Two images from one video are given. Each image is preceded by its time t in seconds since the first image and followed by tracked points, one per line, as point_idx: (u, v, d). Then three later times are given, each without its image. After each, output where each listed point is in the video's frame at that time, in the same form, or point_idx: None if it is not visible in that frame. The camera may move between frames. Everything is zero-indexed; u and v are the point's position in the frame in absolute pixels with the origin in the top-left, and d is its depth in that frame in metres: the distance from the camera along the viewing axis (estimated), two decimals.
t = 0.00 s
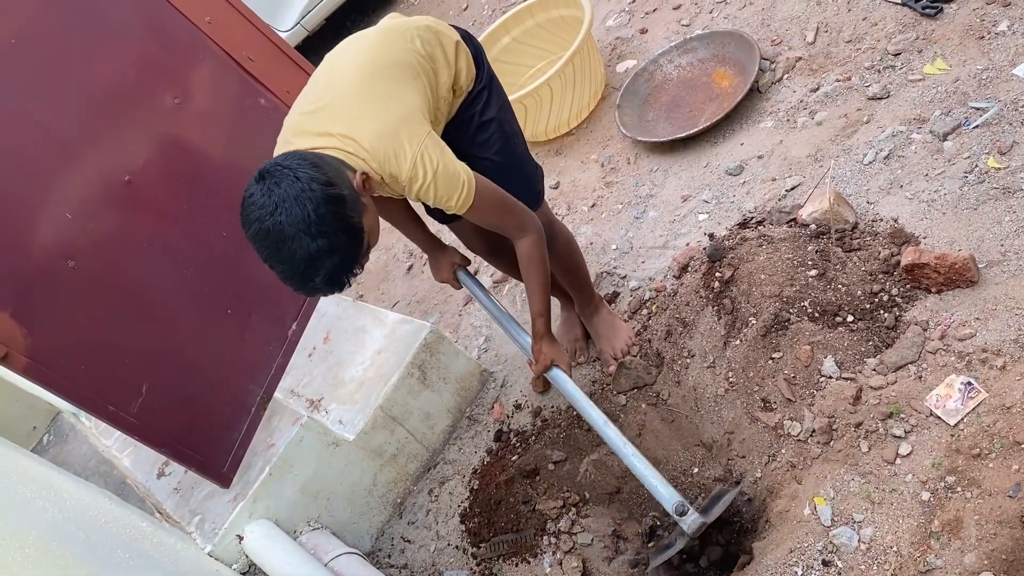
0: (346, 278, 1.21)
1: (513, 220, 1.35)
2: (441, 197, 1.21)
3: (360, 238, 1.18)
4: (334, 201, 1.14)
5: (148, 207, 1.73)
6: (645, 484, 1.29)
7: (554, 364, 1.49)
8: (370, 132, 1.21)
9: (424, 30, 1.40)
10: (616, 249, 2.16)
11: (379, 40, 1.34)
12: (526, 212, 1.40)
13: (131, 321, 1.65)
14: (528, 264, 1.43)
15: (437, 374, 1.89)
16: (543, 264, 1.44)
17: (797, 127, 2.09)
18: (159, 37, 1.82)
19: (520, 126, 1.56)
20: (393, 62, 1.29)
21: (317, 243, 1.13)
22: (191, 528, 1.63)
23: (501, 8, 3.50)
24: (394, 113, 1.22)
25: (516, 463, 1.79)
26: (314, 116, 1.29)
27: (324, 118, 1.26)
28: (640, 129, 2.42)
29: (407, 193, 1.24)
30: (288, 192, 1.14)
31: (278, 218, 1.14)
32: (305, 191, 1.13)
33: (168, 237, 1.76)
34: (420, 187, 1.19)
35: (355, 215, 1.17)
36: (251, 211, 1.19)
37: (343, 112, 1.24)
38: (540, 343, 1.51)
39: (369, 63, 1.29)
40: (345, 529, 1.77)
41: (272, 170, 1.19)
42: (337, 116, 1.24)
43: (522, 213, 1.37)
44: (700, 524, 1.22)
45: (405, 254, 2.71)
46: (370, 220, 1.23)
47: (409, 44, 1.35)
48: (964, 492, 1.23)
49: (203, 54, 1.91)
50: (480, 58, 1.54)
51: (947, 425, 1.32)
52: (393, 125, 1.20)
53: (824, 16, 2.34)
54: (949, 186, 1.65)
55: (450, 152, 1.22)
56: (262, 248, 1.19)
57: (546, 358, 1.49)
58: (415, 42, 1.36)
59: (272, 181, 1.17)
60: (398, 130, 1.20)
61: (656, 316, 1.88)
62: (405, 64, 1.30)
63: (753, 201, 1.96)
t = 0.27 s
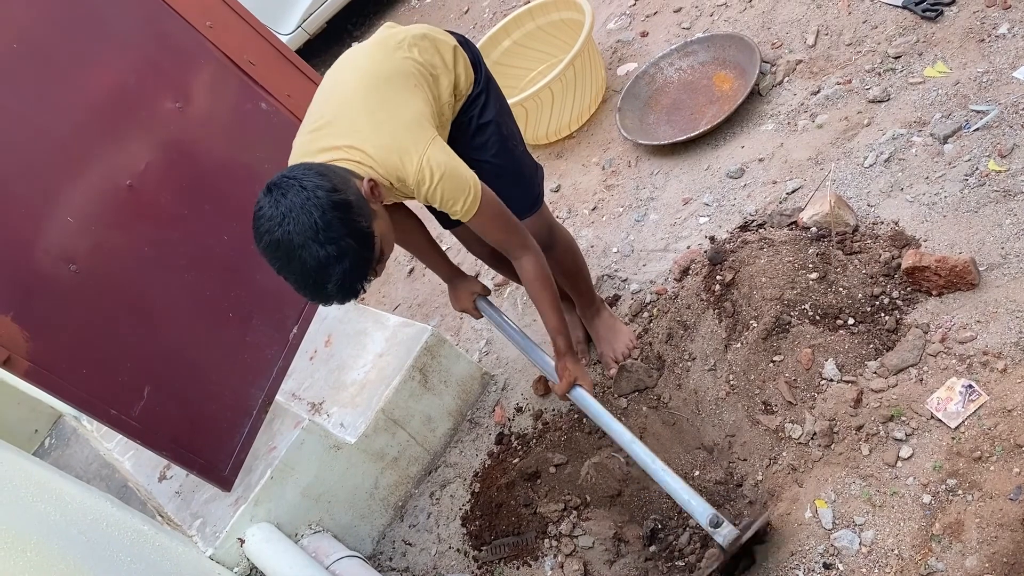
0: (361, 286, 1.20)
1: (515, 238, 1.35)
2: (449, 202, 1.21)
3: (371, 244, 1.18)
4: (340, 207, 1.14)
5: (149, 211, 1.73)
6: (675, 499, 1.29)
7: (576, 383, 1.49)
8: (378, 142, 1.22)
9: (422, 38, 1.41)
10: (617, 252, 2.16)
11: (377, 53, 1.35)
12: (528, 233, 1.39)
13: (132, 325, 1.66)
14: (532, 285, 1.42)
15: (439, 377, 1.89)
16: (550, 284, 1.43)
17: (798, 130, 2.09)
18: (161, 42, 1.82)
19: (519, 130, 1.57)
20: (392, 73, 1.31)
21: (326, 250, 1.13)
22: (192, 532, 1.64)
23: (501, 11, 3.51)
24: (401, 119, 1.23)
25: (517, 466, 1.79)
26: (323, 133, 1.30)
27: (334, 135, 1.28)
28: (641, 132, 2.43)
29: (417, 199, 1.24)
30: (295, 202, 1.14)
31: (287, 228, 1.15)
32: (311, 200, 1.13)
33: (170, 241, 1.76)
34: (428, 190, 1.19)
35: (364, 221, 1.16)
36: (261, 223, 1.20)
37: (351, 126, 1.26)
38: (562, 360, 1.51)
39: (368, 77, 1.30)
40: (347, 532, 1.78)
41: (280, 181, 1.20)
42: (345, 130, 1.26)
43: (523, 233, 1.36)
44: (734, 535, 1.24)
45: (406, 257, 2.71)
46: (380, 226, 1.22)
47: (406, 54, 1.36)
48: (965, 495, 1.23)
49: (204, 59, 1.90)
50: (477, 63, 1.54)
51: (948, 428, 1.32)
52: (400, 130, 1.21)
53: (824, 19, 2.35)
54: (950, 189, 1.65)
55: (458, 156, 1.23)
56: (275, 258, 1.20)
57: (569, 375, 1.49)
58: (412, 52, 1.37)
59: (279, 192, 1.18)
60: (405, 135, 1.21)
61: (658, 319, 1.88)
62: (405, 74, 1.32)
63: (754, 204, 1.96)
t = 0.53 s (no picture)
0: (353, 276, 1.15)
1: (510, 259, 1.35)
2: (454, 212, 1.23)
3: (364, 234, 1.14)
4: (329, 193, 1.14)
5: (152, 212, 1.74)
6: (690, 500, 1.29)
7: (586, 390, 1.50)
8: (387, 152, 1.24)
9: (422, 47, 1.43)
10: (619, 253, 2.16)
11: (380, 66, 1.37)
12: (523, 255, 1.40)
13: (134, 325, 1.66)
14: (529, 305, 1.42)
15: (441, 378, 1.89)
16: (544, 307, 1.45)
17: (800, 130, 2.09)
18: (163, 43, 1.83)
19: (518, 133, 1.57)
20: (397, 86, 1.32)
21: (313, 235, 1.12)
22: (194, 532, 1.64)
23: (503, 11, 3.51)
24: (409, 132, 1.25)
25: (519, 467, 1.80)
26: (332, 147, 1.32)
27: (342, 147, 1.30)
28: (643, 133, 2.43)
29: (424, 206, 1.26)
30: (287, 189, 1.17)
31: (278, 216, 1.16)
32: (302, 185, 1.16)
33: (172, 241, 1.77)
34: (435, 200, 1.21)
35: (357, 209, 1.15)
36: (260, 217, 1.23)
37: (360, 138, 1.28)
38: (567, 373, 1.53)
39: (375, 90, 1.33)
40: (349, 532, 1.78)
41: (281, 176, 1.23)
42: (354, 143, 1.28)
43: (517, 253, 1.37)
44: (749, 530, 1.24)
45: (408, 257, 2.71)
46: (381, 224, 1.20)
47: (410, 67, 1.37)
48: (967, 495, 1.23)
49: (207, 60, 1.91)
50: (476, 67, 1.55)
51: (950, 428, 1.32)
52: (407, 140, 1.24)
53: (825, 20, 2.35)
54: (951, 189, 1.65)
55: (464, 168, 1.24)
56: (271, 250, 1.20)
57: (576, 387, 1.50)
58: (415, 64, 1.39)
59: (277, 185, 1.21)
60: (413, 147, 1.23)
61: (659, 319, 1.88)
62: (410, 86, 1.33)
63: (756, 204, 1.96)
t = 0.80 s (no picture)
0: (319, 213, 1.14)
1: (511, 265, 1.36)
2: (452, 214, 1.23)
3: (335, 176, 1.17)
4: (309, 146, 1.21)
5: (154, 212, 1.74)
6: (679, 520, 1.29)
7: (581, 397, 1.52)
8: (392, 161, 1.27)
9: (436, 59, 1.48)
10: (621, 252, 2.16)
11: (393, 83, 1.41)
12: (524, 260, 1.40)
13: (137, 325, 1.66)
14: (528, 310, 1.42)
15: (443, 377, 1.89)
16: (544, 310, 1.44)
17: (802, 130, 2.09)
18: (165, 44, 1.83)
19: (518, 139, 1.58)
20: (408, 101, 1.35)
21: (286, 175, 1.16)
22: (197, 531, 1.65)
23: (504, 11, 3.51)
24: (415, 140, 1.28)
25: (521, 466, 1.80)
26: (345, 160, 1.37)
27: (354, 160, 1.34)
28: (644, 132, 2.43)
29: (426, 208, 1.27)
30: (268, 147, 1.26)
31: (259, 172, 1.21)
32: (281, 139, 1.25)
33: (174, 242, 1.77)
34: (434, 201, 1.22)
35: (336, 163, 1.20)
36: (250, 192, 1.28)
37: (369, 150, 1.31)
38: (561, 380, 1.54)
39: (388, 100, 1.37)
40: (352, 532, 1.78)
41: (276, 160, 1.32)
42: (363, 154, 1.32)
43: (519, 260, 1.37)
44: (729, 555, 1.23)
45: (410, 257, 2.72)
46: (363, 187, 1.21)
47: (421, 83, 1.41)
48: (970, 494, 1.23)
49: (209, 59, 1.91)
50: (482, 75, 1.57)
51: (952, 428, 1.32)
52: (412, 145, 1.27)
53: (827, 19, 2.34)
54: (954, 188, 1.65)
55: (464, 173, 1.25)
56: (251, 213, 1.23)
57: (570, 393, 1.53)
58: (427, 80, 1.42)
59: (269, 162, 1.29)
60: (417, 153, 1.25)
61: (662, 319, 1.88)
62: (420, 101, 1.36)
63: (758, 204, 1.96)
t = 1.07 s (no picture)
0: (317, 195, 1.14)
1: (505, 269, 1.37)
2: (449, 215, 1.23)
3: (335, 162, 1.18)
4: (309, 133, 1.22)
5: (155, 212, 1.74)
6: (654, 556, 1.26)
7: (569, 408, 1.51)
8: (394, 159, 1.28)
9: (446, 60, 1.49)
10: (622, 252, 2.16)
11: (401, 82, 1.41)
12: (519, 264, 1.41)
13: (138, 324, 1.66)
14: (521, 312, 1.43)
15: (444, 376, 1.89)
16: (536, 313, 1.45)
17: (804, 129, 2.08)
18: (166, 43, 1.83)
19: (519, 139, 1.58)
20: (415, 101, 1.36)
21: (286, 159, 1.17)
22: (199, 530, 1.65)
23: (505, 10, 3.51)
24: (419, 140, 1.28)
25: (522, 466, 1.80)
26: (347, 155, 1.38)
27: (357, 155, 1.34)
28: (646, 131, 2.43)
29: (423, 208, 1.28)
30: (268, 132, 1.27)
31: (259, 158, 1.22)
32: (282, 125, 1.26)
33: (175, 241, 1.77)
34: (432, 200, 1.22)
35: (336, 150, 1.21)
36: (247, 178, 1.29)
37: (372, 147, 1.32)
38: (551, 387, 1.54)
39: (396, 98, 1.38)
40: (353, 531, 1.78)
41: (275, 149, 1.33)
42: (366, 149, 1.32)
43: (514, 264, 1.38)
44: None
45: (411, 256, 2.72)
46: (360, 175, 1.22)
47: (429, 84, 1.41)
48: (972, 494, 1.23)
49: (210, 59, 1.91)
50: (488, 76, 1.59)
51: (954, 427, 1.32)
52: (415, 145, 1.28)
53: (829, 18, 2.34)
54: (956, 187, 1.65)
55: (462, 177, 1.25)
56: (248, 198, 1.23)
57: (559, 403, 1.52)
58: (435, 81, 1.43)
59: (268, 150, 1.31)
60: (420, 153, 1.26)
61: (663, 318, 1.88)
62: (427, 103, 1.37)
63: (760, 203, 1.96)
